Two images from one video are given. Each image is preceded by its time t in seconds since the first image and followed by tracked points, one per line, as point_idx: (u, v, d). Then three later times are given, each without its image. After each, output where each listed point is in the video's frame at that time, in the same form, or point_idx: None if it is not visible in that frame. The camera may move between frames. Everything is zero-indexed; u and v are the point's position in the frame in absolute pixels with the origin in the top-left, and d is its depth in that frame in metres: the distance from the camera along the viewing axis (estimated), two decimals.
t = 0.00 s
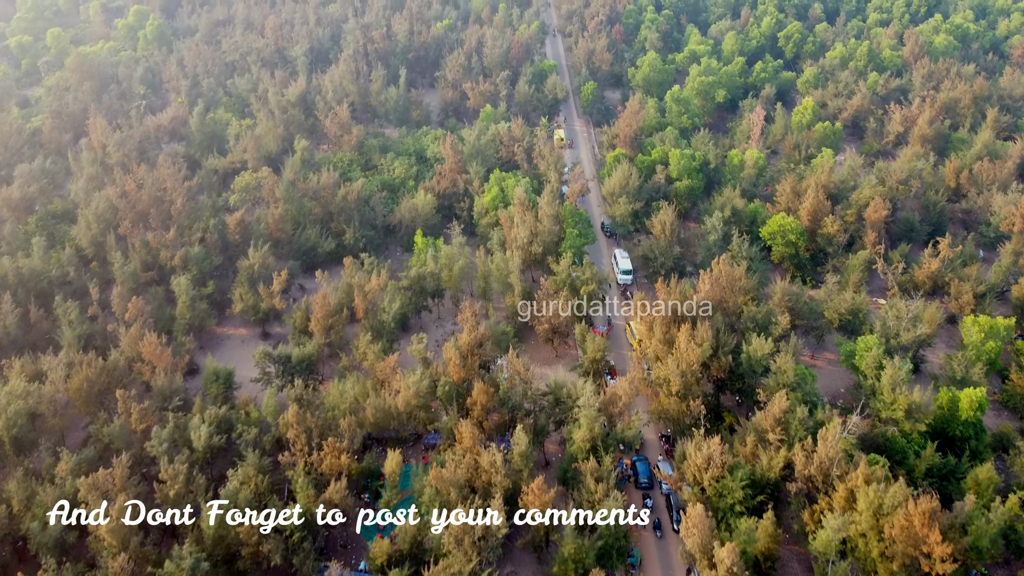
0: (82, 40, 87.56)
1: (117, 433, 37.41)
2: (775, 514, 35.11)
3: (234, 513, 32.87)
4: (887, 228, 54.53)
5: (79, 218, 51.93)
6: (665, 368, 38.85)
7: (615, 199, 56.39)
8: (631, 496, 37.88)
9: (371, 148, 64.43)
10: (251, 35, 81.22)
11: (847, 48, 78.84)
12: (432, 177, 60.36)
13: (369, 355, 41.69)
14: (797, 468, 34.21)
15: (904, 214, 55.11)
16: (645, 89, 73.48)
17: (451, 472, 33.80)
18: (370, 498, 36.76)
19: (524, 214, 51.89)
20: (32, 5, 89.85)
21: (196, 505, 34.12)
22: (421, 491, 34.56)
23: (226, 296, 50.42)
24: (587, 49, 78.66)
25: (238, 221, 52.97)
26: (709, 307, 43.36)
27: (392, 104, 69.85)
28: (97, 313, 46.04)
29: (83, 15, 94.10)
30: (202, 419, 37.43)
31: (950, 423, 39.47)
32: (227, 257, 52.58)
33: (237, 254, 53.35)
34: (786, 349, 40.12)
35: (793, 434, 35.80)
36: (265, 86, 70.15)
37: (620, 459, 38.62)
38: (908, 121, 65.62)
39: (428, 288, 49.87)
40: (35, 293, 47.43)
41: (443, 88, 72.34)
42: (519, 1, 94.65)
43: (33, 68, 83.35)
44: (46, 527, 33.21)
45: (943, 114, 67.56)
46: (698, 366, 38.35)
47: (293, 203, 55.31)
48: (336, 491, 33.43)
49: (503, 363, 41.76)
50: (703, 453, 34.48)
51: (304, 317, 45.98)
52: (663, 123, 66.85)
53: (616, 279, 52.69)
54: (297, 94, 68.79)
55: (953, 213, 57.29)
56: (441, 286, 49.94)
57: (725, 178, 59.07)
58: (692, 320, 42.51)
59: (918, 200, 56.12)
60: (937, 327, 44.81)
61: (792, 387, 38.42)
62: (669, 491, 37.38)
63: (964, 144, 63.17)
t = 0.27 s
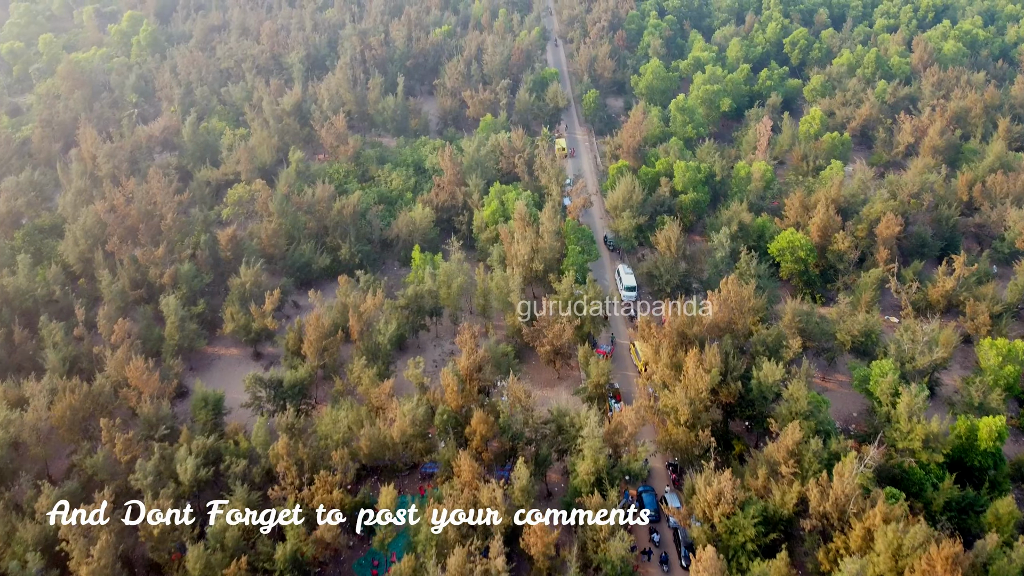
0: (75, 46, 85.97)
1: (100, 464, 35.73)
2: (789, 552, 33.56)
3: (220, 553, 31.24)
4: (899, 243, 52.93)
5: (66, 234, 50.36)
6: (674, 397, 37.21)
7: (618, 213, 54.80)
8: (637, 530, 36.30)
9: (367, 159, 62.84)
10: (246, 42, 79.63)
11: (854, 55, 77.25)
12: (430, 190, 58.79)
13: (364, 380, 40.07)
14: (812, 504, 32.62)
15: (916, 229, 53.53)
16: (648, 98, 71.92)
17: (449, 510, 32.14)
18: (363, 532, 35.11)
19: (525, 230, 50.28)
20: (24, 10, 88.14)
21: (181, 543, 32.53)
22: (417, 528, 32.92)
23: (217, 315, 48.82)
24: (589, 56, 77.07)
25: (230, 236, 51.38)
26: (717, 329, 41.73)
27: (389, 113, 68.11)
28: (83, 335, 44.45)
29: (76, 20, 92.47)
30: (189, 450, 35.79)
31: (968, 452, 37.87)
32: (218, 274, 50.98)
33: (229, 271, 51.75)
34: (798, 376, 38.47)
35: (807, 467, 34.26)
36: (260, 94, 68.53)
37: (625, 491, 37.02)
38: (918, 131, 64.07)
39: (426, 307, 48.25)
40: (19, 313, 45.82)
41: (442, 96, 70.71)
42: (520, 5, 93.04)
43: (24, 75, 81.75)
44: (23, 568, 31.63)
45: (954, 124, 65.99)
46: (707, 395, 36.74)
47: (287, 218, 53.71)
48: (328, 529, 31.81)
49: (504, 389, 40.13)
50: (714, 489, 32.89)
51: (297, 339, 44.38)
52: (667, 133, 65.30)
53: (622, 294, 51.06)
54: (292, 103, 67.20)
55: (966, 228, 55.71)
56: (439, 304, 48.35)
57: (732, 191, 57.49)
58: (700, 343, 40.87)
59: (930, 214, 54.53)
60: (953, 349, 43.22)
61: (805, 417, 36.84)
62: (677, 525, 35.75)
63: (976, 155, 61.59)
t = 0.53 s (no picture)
0: (68, 52, 84.36)
1: (82, 498, 34.18)
2: None
3: None
4: (911, 259, 51.35)
5: (52, 250, 48.80)
6: (682, 428, 35.60)
7: (622, 227, 53.20)
8: (642, 567, 34.86)
9: (364, 170, 61.28)
10: (241, 48, 78.02)
11: (862, 62, 75.64)
12: (428, 203, 57.21)
13: (358, 406, 38.43)
14: (827, 543, 31.01)
15: (929, 244, 51.92)
16: (651, 106, 70.37)
17: (447, 550, 30.56)
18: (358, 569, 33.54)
19: (526, 246, 48.67)
20: (16, 14, 86.52)
21: None
22: (413, 569, 31.33)
23: (207, 335, 47.23)
24: (591, 62, 75.46)
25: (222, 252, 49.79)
26: (726, 352, 40.07)
27: (386, 122, 66.50)
28: (67, 357, 42.89)
29: (70, 24, 90.85)
30: (175, 484, 34.24)
31: (988, 483, 36.33)
32: (209, 291, 49.39)
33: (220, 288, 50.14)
34: (812, 404, 36.86)
35: (822, 504, 32.77)
36: (254, 102, 66.88)
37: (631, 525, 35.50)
38: (929, 142, 62.51)
39: (423, 327, 46.65)
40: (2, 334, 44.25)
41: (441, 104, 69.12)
42: (520, 10, 91.45)
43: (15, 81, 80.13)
44: None
45: (965, 133, 64.40)
46: (717, 426, 35.21)
47: (281, 232, 52.09)
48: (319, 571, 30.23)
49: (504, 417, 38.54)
50: (725, 527, 31.24)
51: (290, 362, 42.78)
52: (671, 143, 63.76)
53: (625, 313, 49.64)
54: (287, 112, 65.59)
55: (980, 243, 54.10)
56: (437, 324, 46.76)
57: (738, 204, 55.91)
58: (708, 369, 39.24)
59: (942, 229, 52.94)
60: (970, 373, 41.61)
61: (819, 448, 35.32)
62: (685, 562, 34.11)
63: (988, 166, 60.00)
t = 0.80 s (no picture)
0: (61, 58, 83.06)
1: (65, 530, 32.81)
2: None
3: None
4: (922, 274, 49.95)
5: (40, 266, 47.50)
6: (690, 457, 34.10)
7: (625, 241, 51.84)
8: None
9: (361, 180, 59.93)
10: (237, 53, 76.66)
11: (868, 67, 74.25)
12: (427, 214, 55.86)
13: (353, 430, 37.01)
14: None
15: (941, 258, 50.52)
16: (654, 114, 69.06)
17: None
18: None
19: (527, 261, 47.27)
20: (9, 19, 85.21)
21: None
22: None
23: (199, 353, 45.87)
24: (592, 68, 74.10)
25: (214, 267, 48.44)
26: (734, 374, 38.58)
27: (384, 130, 65.20)
28: (54, 378, 41.57)
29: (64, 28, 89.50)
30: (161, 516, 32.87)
31: (1005, 512, 34.96)
32: (201, 307, 48.04)
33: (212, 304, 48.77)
34: (824, 431, 35.42)
35: (836, 538, 31.36)
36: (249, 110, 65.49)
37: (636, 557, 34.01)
38: (938, 152, 61.16)
39: (421, 345, 45.28)
40: None
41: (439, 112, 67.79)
42: (520, 14, 90.14)
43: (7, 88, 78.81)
44: None
45: (975, 142, 63.03)
46: (726, 455, 33.81)
47: (275, 246, 50.71)
48: None
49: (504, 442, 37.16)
50: (739, 563, 29.25)
51: (283, 383, 41.40)
52: (674, 153, 62.45)
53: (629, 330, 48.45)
54: (282, 120, 64.24)
55: (992, 257, 52.70)
56: (435, 342, 45.38)
57: (744, 216, 54.54)
58: (716, 392, 37.78)
59: (954, 243, 51.57)
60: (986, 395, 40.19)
61: (831, 478, 33.93)
62: None
63: (1000, 176, 58.61)
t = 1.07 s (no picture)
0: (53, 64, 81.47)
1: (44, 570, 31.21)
2: None
3: None
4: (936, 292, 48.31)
5: (24, 284, 45.91)
6: (701, 494, 32.42)
7: (629, 257, 50.24)
8: None
9: (358, 192, 58.37)
10: (231, 60, 75.07)
11: (876, 75, 72.72)
12: (424, 229, 54.29)
13: (346, 461, 35.39)
14: None
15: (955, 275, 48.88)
16: (658, 124, 67.55)
17: None
18: None
19: (528, 279, 45.60)
20: None
21: None
22: None
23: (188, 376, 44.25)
24: (594, 76, 72.54)
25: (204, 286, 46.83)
26: (745, 402, 36.91)
27: (381, 141, 63.70)
28: (37, 404, 39.97)
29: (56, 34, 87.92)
30: (144, 555, 31.24)
31: None
32: (190, 327, 46.42)
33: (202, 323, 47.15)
34: (840, 464, 33.76)
35: None
36: (243, 119, 63.94)
37: None
38: (949, 163, 59.62)
39: (417, 367, 43.66)
40: None
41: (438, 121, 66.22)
42: (520, 20, 88.61)
43: None
44: None
45: (987, 153, 61.46)
46: (738, 492, 32.14)
47: (267, 262, 49.10)
48: None
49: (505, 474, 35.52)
50: None
51: (274, 409, 39.78)
52: (679, 165, 60.90)
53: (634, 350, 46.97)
54: (277, 130, 62.68)
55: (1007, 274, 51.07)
56: (432, 364, 43.77)
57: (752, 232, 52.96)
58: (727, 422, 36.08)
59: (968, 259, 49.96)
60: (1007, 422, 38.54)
61: (848, 515, 32.25)
62: None
63: (1013, 189, 57.03)
